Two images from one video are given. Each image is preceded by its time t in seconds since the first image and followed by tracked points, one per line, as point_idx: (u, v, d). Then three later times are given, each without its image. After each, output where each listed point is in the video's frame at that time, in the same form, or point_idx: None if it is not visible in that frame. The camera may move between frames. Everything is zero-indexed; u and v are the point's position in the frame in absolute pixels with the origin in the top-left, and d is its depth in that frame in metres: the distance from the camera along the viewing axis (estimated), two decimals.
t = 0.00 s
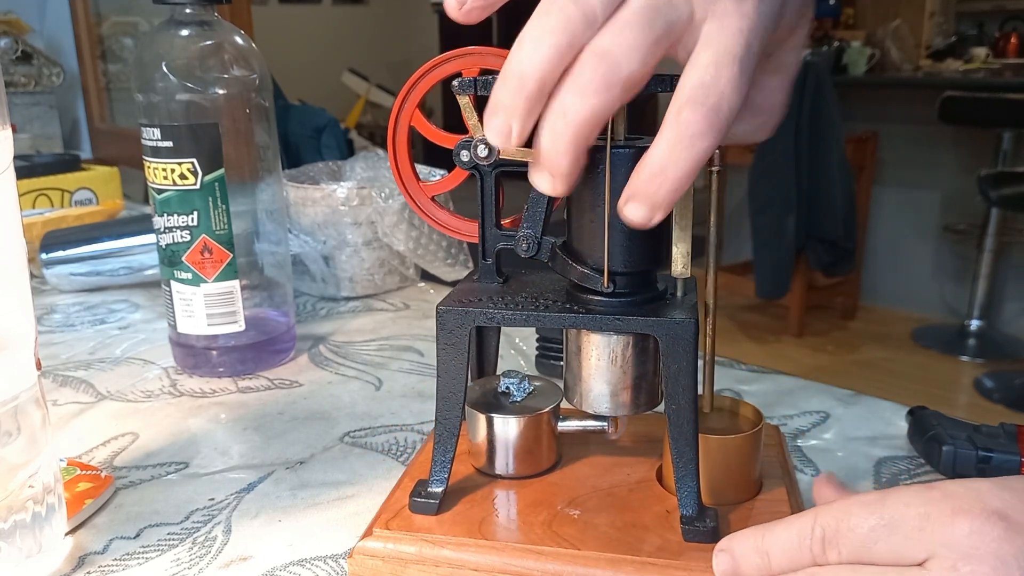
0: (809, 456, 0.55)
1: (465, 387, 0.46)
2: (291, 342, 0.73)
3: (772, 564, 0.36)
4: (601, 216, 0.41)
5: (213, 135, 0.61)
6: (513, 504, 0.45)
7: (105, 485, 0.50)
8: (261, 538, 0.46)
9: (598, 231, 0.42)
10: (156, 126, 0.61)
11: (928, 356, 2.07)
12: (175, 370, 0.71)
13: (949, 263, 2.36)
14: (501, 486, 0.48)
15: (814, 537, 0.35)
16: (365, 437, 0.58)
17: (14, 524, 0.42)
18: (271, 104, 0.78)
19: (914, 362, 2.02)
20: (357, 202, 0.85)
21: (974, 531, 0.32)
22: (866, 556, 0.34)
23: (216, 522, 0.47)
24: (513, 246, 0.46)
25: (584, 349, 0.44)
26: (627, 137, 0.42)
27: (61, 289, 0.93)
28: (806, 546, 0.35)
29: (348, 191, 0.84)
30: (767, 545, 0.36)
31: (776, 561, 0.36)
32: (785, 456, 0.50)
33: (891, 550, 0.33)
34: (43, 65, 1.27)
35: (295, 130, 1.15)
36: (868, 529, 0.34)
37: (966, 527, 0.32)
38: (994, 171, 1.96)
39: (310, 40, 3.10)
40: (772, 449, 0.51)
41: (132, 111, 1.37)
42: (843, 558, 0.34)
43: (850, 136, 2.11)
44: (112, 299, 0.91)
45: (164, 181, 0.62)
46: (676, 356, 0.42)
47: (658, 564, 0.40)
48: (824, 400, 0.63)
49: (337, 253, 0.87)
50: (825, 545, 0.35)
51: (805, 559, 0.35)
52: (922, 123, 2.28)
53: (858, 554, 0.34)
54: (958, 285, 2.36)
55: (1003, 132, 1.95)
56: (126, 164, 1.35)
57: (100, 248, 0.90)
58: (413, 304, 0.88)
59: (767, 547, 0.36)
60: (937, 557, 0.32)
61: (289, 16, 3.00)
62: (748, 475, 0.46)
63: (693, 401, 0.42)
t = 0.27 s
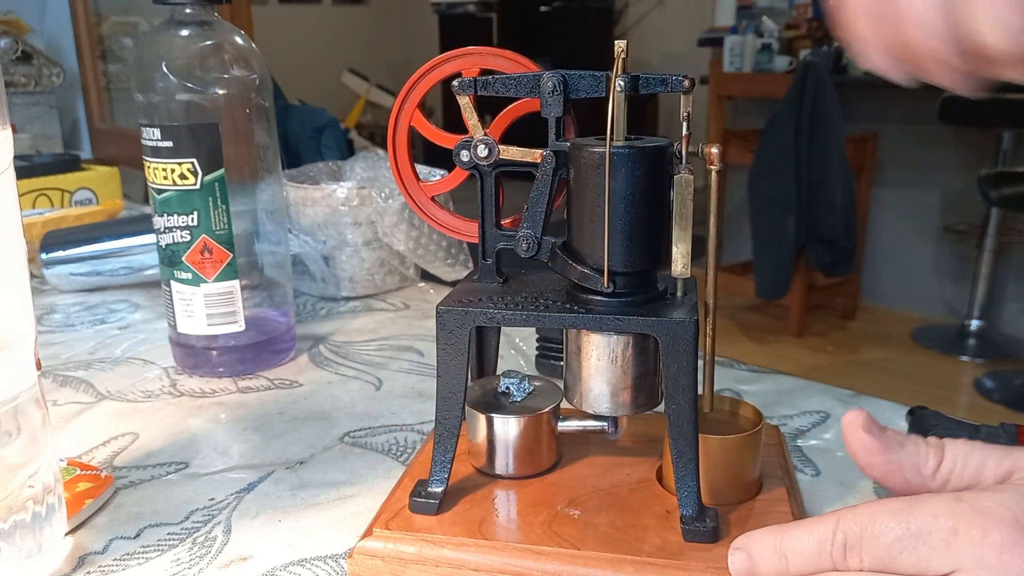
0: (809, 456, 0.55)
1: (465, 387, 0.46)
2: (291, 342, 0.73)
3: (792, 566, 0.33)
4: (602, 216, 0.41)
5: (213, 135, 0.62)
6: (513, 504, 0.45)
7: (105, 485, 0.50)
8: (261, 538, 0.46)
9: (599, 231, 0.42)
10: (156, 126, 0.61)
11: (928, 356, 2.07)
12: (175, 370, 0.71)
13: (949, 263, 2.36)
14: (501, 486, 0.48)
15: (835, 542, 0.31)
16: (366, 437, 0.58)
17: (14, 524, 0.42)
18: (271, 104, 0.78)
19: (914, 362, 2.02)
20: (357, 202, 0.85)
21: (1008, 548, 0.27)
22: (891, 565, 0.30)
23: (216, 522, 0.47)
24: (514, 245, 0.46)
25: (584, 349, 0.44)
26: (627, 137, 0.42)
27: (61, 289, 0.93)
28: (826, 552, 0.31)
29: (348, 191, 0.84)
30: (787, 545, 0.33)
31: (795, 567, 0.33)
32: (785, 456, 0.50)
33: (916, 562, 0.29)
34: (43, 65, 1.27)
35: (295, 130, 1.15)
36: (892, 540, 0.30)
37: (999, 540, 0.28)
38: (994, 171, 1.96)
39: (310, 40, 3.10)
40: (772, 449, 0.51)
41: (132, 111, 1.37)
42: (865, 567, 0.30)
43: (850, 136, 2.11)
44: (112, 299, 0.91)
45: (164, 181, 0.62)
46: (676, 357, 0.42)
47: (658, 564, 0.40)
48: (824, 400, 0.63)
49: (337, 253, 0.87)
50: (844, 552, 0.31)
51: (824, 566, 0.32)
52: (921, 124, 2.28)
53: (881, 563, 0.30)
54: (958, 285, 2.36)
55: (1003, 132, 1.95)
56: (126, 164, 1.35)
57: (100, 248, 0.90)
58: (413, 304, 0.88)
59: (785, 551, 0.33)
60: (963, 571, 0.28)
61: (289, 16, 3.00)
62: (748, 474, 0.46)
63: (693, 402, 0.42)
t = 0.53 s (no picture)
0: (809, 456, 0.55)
1: (466, 387, 0.46)
2: (291, 342, 0.73)
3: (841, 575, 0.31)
4: (601, 216, 0.41)
5: (213, 134, 0.62)
6: (513, 504, 0.45)
7: (105, 484, 0.50)
8: (261, 538, 0.46)
9: (598, 232, 0.42)
10: (156, 126, 0.61)
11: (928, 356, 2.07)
12: (175, 370, 0.71)
13: (948, 263, 2.36)
14: (501, 486, 0.48)
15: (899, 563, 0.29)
16: (365, 437, 0.58)
17: (14, 524, 0.42)
18: (271, 104, 0.78)
19: (914, 362, 2.02)
20: (357, 202, 0.85)
21: None
22: None
23: (216, 522, 0.47)
24: (514, 246, 0.46)
25: (584, 348, 0.44)
26: (627, 137, 0.42)
27: (61, 289, 0.93)
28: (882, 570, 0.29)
29: (348, 191, 0.84)
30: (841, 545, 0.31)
31: (875, 505, 0.31)
32: (785, 456, 0.50)
33: None
34: (43, 65, 1.27)
35: (295, 130, 1.15)
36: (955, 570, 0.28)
37: None
38: (994, 171, 1.96)
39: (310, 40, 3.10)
40: (772, 449, 0.51)
41: (132, 111, 1.37)
42: None
43: (850, 135, 2.11)
44: (112, 299, 0.91)
45: (164, 181, 0.62)
46: (675, 357, 0.42)
47: (658, 565, 0.40)
48: (824, 401, 0.63)
49: (337, 253, 0.87)
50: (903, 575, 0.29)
51: None
52: (921, 123, 2.28)
53: None
54: (958, 285, 2.36)
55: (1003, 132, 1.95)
56: (126, 164, 1.35)
57: (100, 248, 0.90)
58: (413, 304, 0.88)
59: (868, 493, 0.31)
60: None
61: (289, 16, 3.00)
62: (748, 474, 0.46)
63: (693, 402, 0.42)
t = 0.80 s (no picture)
0: (809, 456, 0.55)
1: (466, 387, 0.46)
2: (291, 342, 0.73)
3: None
4: (602, 216, 0.41)
5: (213, 134, 0.62)
6: (513, 504, 0.45)
7: (105, 484, 0.50)
8: (261, 538, 0.46)
9: (599, 232, 0.42)
10: (156, 126, 0.61)
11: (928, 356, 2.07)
12: (175, 370, 0.71)
13: (949, 263, 2.36)
14: (501, 486, 0.48)
15: None
16: (365, 437, 0.58)
17: (14, 524, 0.42)
18: (271, 104, 0.78)
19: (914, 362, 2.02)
20: (357, 202, 0.85)
21: None
22: None
23: (216, 522, 0.47)
24: (514, 246, 0.46)
25: (584, 348, 0.44)
26: (627, 137, 0.42)
27: (61, 289, 0.93)
28: None
29: (348, 191, 0.84)
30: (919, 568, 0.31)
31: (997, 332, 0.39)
32: (785, 456, 0.50)
33: None
34: (43, 65, 1.27)
35: (295, 130, 1.15)
36: None
37: None
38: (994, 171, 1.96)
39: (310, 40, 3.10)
40: (772, 449, 0.51)
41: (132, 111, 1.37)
42: None
43: (850, 135, 2.11)
44: (112, 299, 0.91)
45: (164, 181, 0.62)
46: (676, 357, 0.42)
47: (658, 565, 0.40)
48: (824, 401, 0.63)
49: (337, 253, 0.87)
50: None
51: None
52: (922, 123, 2.28)
53: None
54: (958, 285, 2.36)
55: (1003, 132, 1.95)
56: (125, 164, 1.35)
57: (100, 248, 0.90)
58: (413, 304, 0.88)
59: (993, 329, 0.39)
60: None
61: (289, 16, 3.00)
62: (748, 474, 0.46)
63: (693, 402, 0.42)
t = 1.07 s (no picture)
0: (809, 456, 0.55)
1: (466, 388, 0.46)
2: (291, 342, 0.73)
3: None
4: (602, 216, 0.41)
5: (213, 134, 0.62)
6: (513, 504, 0.45)
7: (105, 485, 0.50)
8: (261, 538, 0.46)
9: (599, 232, 0.42)
10: (156, 126, 0.61)
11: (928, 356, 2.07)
12: (175, 370, 0.71)
13: (949, 263, 2.36)
14: (501, 486, 0.48)
15: None
16: (366, 437, 0.58)
17: (14, 524, 0.42)
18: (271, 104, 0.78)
19: (914, 362, 2.02)
20: (357, 202, 0.84)
21: None
22: None
23: (216, 522, 0.47)
24: (514, 246, 0.46)
25: (584, 348, 0.44)
26: (628, 137, 0.42)
27: (61, 289, 0.93)
28: None
29: (348, 191, 0.84)
30: None
31: None
32: (785, 456, 0.50)
33: None
34: (43, 65, 1.27)
35: (295, 130, 1.15)
36: None
37: None
38: (994, 171, 1.96)
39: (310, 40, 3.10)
40: (772, 449, 0.51)
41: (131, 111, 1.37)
42: None
43: (850, 135, 2.11)
44: (112, 299, 0.91)
45: (165, 181, 0.62)
46: (676, 357, 0.42)
47: (658, 565, 0.40)
48: (824, 401, 0.63)
49: (337, 253, 0.87)
50: None
51: None
52: (922, 123, 2.28)
53: None
54: (958, 285, 2.35)
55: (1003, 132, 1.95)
56: (125, 164, 1.35)
57: (100, 248, 0.90)
58: (412, 304, 0.88)
59: None
60: None
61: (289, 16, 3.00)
62: (748, 474, 0.46)
63: (693, 402, 0.42)
